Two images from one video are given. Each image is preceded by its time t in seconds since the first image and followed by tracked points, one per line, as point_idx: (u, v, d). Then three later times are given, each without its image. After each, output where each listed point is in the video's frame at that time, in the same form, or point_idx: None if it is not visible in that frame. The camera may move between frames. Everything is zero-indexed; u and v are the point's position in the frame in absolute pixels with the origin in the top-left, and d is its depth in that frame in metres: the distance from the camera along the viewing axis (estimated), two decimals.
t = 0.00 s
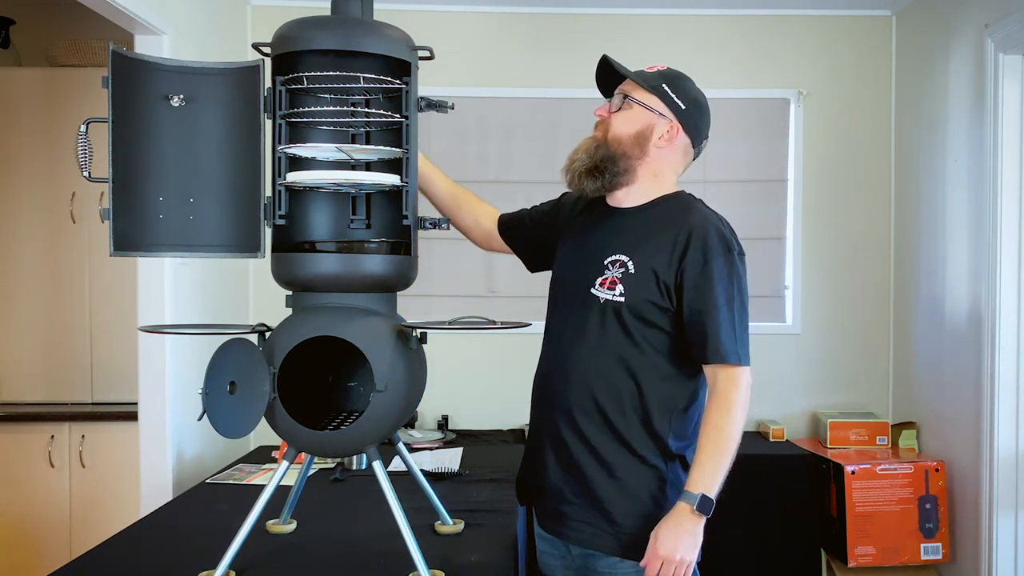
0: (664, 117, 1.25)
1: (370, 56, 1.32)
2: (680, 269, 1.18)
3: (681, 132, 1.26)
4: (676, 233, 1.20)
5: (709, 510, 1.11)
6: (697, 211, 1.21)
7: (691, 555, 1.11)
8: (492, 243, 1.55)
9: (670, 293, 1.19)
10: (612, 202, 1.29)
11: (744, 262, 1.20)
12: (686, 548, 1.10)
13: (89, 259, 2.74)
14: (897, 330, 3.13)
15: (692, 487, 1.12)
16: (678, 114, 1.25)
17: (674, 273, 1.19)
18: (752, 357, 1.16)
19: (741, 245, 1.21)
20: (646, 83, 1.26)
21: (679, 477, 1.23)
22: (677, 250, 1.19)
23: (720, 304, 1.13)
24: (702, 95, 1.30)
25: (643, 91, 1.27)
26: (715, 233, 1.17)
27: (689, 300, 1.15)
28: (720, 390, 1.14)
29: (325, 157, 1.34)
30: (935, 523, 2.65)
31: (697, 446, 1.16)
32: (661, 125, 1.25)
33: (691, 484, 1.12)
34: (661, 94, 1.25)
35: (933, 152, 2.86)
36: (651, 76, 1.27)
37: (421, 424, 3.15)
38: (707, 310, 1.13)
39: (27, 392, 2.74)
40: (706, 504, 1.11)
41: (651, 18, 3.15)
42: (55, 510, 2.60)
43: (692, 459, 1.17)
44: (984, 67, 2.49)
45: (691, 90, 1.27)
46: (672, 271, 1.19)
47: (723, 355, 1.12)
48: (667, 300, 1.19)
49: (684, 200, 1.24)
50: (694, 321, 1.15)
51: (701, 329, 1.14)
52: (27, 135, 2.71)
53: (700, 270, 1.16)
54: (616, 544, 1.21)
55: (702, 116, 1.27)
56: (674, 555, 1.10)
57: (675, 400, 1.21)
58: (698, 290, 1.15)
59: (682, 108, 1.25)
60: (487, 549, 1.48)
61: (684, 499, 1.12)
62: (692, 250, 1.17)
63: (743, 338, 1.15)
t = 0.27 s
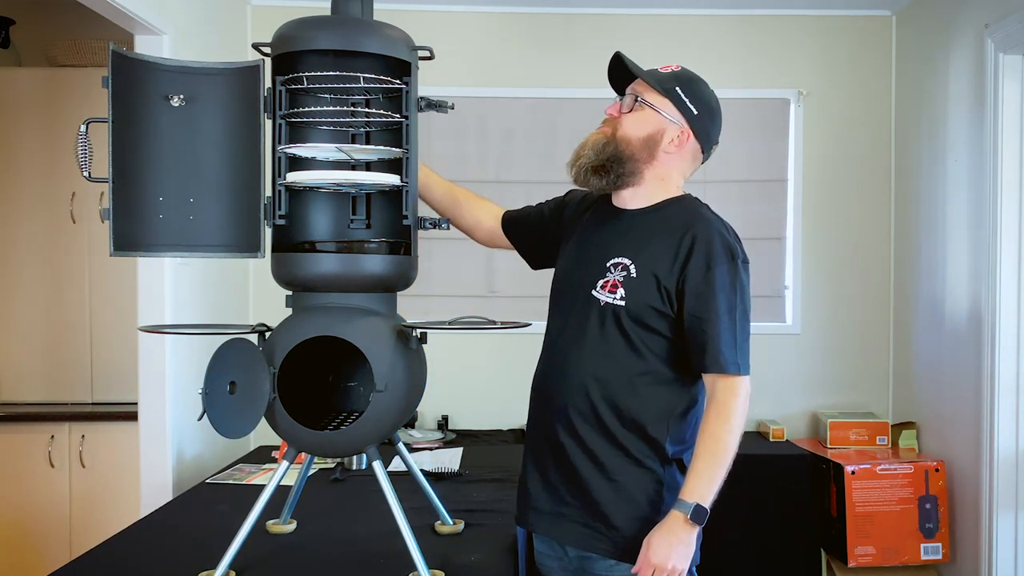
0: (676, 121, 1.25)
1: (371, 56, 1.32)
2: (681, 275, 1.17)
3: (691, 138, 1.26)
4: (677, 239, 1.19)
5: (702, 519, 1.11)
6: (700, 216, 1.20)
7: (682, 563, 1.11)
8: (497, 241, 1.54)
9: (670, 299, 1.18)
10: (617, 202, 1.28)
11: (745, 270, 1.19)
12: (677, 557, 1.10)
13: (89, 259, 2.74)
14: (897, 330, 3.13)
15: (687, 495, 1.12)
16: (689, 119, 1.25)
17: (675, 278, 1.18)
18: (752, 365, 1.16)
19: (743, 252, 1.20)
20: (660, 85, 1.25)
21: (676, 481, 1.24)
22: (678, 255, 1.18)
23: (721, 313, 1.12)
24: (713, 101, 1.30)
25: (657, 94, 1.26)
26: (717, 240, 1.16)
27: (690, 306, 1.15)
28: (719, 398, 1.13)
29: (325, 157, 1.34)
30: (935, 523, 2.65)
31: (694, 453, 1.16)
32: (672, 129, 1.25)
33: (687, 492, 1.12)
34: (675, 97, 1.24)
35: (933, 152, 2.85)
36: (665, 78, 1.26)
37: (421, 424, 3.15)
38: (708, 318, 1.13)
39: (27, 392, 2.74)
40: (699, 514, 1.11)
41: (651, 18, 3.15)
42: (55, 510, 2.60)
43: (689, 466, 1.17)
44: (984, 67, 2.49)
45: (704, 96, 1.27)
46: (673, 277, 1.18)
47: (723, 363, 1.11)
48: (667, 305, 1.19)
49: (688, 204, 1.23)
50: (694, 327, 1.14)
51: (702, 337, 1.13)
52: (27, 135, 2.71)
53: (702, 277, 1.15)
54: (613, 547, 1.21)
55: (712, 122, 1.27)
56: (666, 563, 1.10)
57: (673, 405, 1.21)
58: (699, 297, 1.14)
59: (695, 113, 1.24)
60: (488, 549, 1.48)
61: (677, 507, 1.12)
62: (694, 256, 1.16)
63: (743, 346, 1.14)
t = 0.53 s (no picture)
0: (680, 122, 1.24)
1: (371, 55, 1.32)
2: (681, 277, 1.17)
3: (695, 140, 1.25)
4: (677, 240, 1.18)
5: (705, 525, 1.10)
6: (700, 217, 1.19)
7: (686, 569, 1.10)
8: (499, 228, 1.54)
9: (670, 301, 1.18)
10: (617, 200, 1.28)
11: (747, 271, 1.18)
12: (681, 563, 1.10)
13: (89, 259, 2.74)
14: (897, 330, 3.13)
15: (688, 500, 1.11)
16: (695, 121, 1.24)
17: (675, 280, 1.17)
18: (754, 367, 1.15)
19: (745, 253, 1.19)
20: (666, 84, 1.24)
21: (678, 482, 1.23)
22: (678, 257, 1.18)
23: (721, 316, 1.12)
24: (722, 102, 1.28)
25: (663, 93, 1.25)
26: (718, 241, 1.16)
27: (689, 309, 1.14)
28: (721, 400, 1.12)
29: (325, 157, 1.34)
30: (935, 523, 2.65)
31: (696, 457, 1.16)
32: (676, 130, 1.24)
33: (689, 497, 1.12)
34: (681, 97, 1.23)
35: (933, 153, 2.85)
36: (673, 77, 1.25)
37: (421, 424, 3.15)
38: (707, 321, 1.12)
39: (27, 392, 2.74)
40: (702, 520, 1.10)
41: (651, 18, 3.15)
42: (55, 510, 2.60)
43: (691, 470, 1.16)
44: (984, 67, 2.49)
45: (711, 97, 1.25)
46: (672, 278, 1.18)
47: (723, 366, 1.11)
48: (667, 307, 1.18)
49: (690, 205, 1.22)
50: (694, 330, 1.13)
51: (701, 339, 1.13)
52: (26, 135, 2.71)
53: (701, 279, 1.14)
54: (615, 548, 1.21)
55: (719, 125, 1.26)
56: (669, 570, 1.10)
57: (673, 406, 1.21)
58: (699, 300, 1.14)
59: (701, 115, 1.23)
60: (488, 549, 1.48)
61: (681, 512, 1.12)
62: (694, 258, 1.16)
63: (743, 349, 1.14)
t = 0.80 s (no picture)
0: (680, 119, 1.22)
1: (371, 55, 1.32)
2: (677, 276, 1.16)
3: (695, 137, 1.23)
4: (674, 238, 1.17)
5: (705, 525, 1.10)
6: (697, 215, 1.18)
7: (686, 570, 1.10)
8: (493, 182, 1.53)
9: (666, 300, 1.17)
10: (615, 194, 1.28)
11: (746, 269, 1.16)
12: (681, 564, 1.10)
13: (89, 259, 2.74)
14: (897, 330, 3.13)
15: (688, 500, 1.11)
16: (695, 118, 1.22)
17: (671, 278, 1.16)
18: (752, 366, 1.14)
19: (743, 251, 1.18)
20: (666, 80, 1.23)
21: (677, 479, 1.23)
22: (674, 255, 1.17)
23: (716, 315, 1.11)
24: (723, 99, 1.26)
25: (663, 89, 1.23)
26: (714, 239, 1.14)
27: (685, 308, 1.13)
28: (718, 400, 1.12)
29: (325, 157, 1.34)
30: (935, 523, 2.65)
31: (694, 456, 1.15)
32: (675, 126, 1.23)
33: (688, 497, 1.11)
34: (680, 94, 1.22)
35: (933, 154, 2.85)
36: (673, 72, 1.23)
37: (421, 424, 3.15)
38: (702, 321, 1.11)
39: (26, 392, 2.74)
40: (701, 520, 1.10)
41: (651, 18, 3.15)
42: (55, 510, 2.60)
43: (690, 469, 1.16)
44: (984, 67, 2.49)
45: (711, 95, 1.24)
46: (668, 277, 1.17)
47: (718, 366, 1.10)
48: (663, 306, 1.17)
49: (687, 202, 1.21)
50: (689, 329, 1.13)
51: (696, 339, 1.12)
52: (26, 135, 2.71)
53: (697, 278, 1.13)
54: (614, 544, 1.21)
55: (719, 122, 1.24)
56: (669, 570, 1.09)
57: (669, 404, 1.20)
58: (694, 299, 1.13)
59: (700, 113, 1.22)
60: (488, 549, 1.48)
61: (680, 513, 1.11)
62: (690, 257, 1.15)
63: (740, 348, 1.12)
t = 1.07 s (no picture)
0: (679, 116, 1.22)
1: (371, 56, 1.32)
2: (674, 273, 1.15)
3: (693, 135, 1.23)
4: (670, 235, 1.17)
5: (694, 522, 1.10)
6: (694, 211, 1.17)
7: (675, 567, 1.10)
8: (500, 131, 1.45)
9: (662, 297, 1.17)
10: (613, 191, 1.26)
11: (742, 267, 1.16)
12: (669, 560, 1.10)
13: (89, 259, 2.74)
14: (897, 330, 3.13)
15: (677, 497, 1.11)
16: (694, 115, 1.22)
17: (667, 276, 1.16)
18: (746, 365, 1.14)
19: (740, 249, 1.18)
20: (666, 76, 1.22)
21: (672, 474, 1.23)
22: (671, 252, 1.16)
23: (712, 313, 1.11)
24: (721, 97, 1.26)
25: (662, 86, 1.23)
26: (710, 237, 1.14)
27: (682, 305, 1.13)
28: (712, 398, 1.13)
29: (325, 157, 1.34)
30: (935, 523, 2.65)
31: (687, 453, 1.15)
32: (675, 124, 1.22)
33: (678, 494, 1.11)
34: (680, 91, 1.21)
35: (933, 155, 2.85)
36: (672, 69, 1.23)
37: (421, 424, 3.15)
38: (699, 319, 1.11)
39: (27, 393, 2.74)
40: (689, 517, 1.11)
41: (651, 18, 3.15)
42: (55, 510, 2.60)
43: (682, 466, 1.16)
44: (984, 67, 2.49)
45: (710, 93, 1.24)
46: (665, 274, 1.16)
47: (713, 365, 1.10)
48: (660, 303, 1.17)
49: (685, 199, 1.21)
50: (685, 327, 1.13)
51: (693, 336, 1.12)
52: (26, 135, 2.71)
53: (694, 276, 1.13)
54: (611, 539, 1.21)
55: (718, 121, 1.24)
56: (657, 566, 1.10)
57: (665, 400, 1.20)
58: (691, 297, 1.12)
59: (699, 110, 1.22)
60: (488, 549, 1.48)
61: (670, 509, 1.12)
62: (687, 254, 1.14)
63: (736, 347, 1.12)
